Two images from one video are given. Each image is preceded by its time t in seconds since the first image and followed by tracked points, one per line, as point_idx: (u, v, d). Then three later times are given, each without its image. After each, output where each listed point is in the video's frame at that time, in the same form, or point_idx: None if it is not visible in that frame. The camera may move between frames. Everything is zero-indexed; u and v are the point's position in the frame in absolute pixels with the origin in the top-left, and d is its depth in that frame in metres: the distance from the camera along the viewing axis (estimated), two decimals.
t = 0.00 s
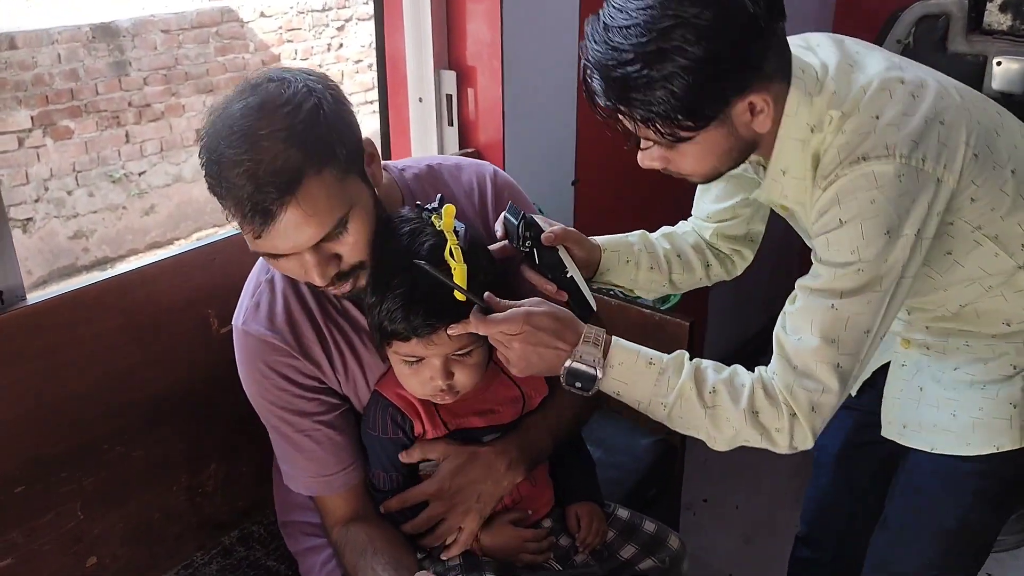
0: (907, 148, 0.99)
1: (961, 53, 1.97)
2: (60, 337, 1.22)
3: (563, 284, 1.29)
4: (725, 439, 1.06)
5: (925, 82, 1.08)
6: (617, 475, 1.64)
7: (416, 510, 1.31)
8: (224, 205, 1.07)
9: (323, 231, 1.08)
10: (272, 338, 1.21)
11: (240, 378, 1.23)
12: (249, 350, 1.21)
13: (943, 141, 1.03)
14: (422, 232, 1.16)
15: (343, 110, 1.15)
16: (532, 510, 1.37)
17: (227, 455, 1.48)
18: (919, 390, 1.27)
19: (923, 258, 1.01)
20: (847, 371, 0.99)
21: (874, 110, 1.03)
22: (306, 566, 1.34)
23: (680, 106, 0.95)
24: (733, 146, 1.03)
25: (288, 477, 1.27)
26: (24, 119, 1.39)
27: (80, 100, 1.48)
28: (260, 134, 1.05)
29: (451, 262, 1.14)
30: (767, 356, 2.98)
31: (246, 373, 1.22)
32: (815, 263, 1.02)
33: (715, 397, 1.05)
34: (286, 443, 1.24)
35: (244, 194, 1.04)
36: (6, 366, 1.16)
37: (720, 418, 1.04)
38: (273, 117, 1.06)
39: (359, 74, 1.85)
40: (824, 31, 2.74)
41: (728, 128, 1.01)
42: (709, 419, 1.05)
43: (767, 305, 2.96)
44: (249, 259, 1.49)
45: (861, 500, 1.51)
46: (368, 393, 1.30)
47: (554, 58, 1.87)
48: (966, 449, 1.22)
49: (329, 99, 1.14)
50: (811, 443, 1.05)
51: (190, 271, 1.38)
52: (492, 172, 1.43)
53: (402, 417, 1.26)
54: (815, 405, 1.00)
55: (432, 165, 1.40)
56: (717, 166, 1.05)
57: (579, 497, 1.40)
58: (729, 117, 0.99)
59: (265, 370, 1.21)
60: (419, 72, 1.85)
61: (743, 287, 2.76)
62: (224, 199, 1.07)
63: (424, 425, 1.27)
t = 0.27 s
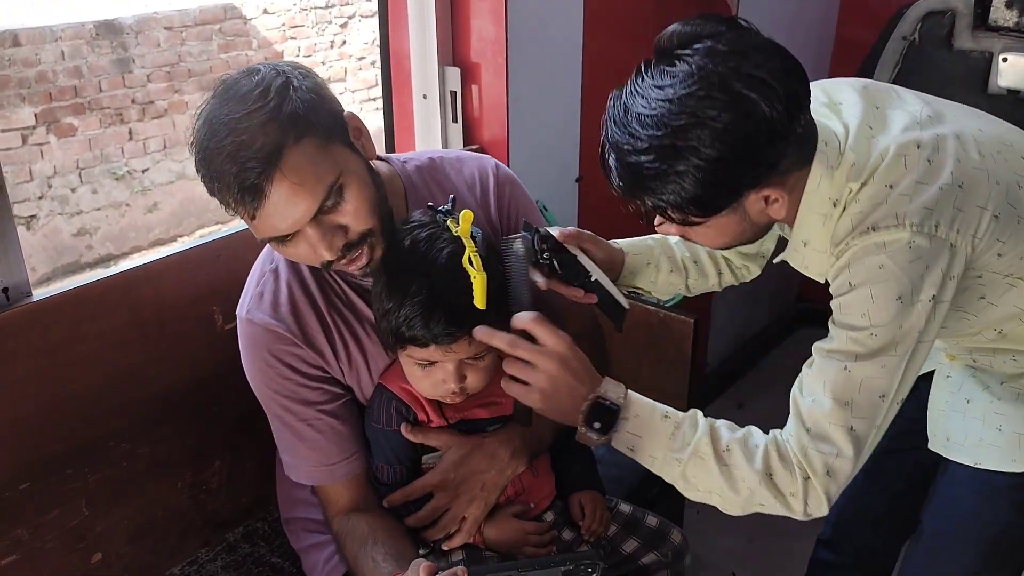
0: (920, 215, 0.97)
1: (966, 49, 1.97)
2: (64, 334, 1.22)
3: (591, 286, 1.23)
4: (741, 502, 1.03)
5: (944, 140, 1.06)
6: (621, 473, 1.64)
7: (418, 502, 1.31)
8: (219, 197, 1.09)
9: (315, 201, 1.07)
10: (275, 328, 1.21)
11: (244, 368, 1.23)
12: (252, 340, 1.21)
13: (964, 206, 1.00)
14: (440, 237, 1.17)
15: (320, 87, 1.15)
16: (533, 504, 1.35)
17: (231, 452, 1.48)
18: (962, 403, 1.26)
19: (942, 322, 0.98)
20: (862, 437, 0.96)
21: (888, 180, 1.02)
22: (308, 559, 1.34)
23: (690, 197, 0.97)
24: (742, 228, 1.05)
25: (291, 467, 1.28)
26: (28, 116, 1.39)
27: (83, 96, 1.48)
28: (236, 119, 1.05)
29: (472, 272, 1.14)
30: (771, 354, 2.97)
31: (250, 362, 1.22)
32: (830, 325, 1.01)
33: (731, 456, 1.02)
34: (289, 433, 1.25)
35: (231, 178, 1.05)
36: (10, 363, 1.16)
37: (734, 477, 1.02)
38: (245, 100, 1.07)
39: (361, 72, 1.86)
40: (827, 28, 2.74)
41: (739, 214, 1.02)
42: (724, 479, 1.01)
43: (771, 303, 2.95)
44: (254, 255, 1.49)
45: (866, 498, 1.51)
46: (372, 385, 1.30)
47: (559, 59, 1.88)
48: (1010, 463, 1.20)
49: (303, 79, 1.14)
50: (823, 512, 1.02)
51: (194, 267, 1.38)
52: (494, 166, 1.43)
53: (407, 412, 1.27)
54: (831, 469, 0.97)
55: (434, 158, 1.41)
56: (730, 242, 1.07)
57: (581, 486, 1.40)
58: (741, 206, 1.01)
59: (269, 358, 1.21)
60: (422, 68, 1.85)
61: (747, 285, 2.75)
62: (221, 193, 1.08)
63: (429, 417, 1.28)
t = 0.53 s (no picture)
0: (931, 240, 0.96)
1: (968, 47, 1.97)
2: (67, 330, 1.22)
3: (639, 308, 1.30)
4: (748, 531, 1.04)
5: (962, 164, 1.05)
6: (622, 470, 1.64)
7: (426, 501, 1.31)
8: (230, 199, 1.08)
9: (327, 200, 1.08)
10: (284, 326, 1.21)
11: (253, 366, 1.23)
12: (260, 339, 1.21)
13: (981, 231, 0.98)
14: (467, 240, 1.17)
15: (328, 86, 1.15)
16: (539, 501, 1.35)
17: (233, 449, 1.48)
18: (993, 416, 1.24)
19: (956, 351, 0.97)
20: (870, 465, 0.96)
21: (900, 205, 1.01)
22: (312, 557, 1.34)
23: (688, 256, 0.99)
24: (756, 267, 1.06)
25: (298, 465, 1.28)
26: (30, 114, 1.39)
27: (84, 95, 1.47)
28: (247, 119, 1.05)
29: (504, 272, 1.15)
30: (772, 352, 2.97)
31: (257, 360, 1.22)
32: (841, 354, 1.01)
33: (732, 487, 1.04)
34: (297, 432, 1.25)
35: (242, 179, 1.05)
36: (13, 360, 1.16)
37: (739, 506, 1.03)
38: (256, 100, 1.06)
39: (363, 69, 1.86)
40: (829, 26, 2.74)
41: (742, 260, 1.03)
42: (726, 508, 1.03)
43: (772, 301, 2.95)
44: (257, 253, 1.49)
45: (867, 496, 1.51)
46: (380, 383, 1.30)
47: (562, 58, 1.88)
48: None
49: (311, 77, 1.14)
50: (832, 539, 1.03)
51: (196, 264, 1.39)
52: (501, 163, 1.43)
53: (414, 411, 1.26)
54: (837, 495, 0.97)
55: (442, 155, 1.40)
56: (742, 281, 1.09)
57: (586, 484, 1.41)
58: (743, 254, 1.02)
59: (276, 357, 1.22)
60: (423, 67, 1.85)
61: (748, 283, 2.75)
62: (232, 194, 1.07)
63: (441, 416, 1.27)
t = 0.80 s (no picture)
0: (935, 241, 0.96)
1: (969, 45, 1.97)
2: (69, 328, 1.23)
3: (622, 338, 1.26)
4: (771, 539, 1.03)
5: (968, 166, 1.05)
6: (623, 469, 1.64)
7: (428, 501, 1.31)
8: (235, 197, 1.08)
9: (333, 198, 1.08)
10: (287, 326, 1.21)
11: (256, 366, 1.24)
12: (264, 338, 1.22)
13: (988, 233, 0.98)
14: (487, 246, 1.17)
15: (332, 84, 1.15)
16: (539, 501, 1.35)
17: (235, 447, 1.48)
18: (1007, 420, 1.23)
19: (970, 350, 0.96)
20: (889, 469, 0.96)
21: (905, 207, 1.01)
22: (313, 556, 1.35)
23: (687, 267, 1.00)
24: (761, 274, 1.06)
25: (300, 464, 1.28)
26: (32, 112, 1.39)
27: (87, 92, 1.48)
28: (253, 118, 1.05)
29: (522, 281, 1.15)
30: (773, 350, 2.97)
31: (260, 359, 1.23)
32: (850, 357, 1.01)
33: (755, 492, 1.04)
34: (300, 431, 1.25)
35: (247, 178, 1.05)
36: (15, 357, 1.17)
37: (762, 512, 1.03)
38: (261, 100, 1.07)
39: (364, 67, 1.86)
40: (831, 25, 2.74)
41: (743, 268, 1.04)
42: (749, 515, 1.03)
43: (773, 299, 2.95)
44: (259, 251, 1.50)
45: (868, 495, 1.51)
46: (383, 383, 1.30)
47: (564, 57, 1.88)
48: None
49: (315, 75, 1.14)
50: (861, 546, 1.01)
51: (198, 262, 1.39)
52: (504, 163, 1.43)
53: (417, 411, 1.26)
54: (857, 501, 0.97)
55: (444, 155, 1.40)
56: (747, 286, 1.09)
57: (586, 483, 1.42)
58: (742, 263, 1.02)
59: (279, 356, 1.22)
60: (425, 65, 1.85)
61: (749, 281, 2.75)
62: (237, 194, 1.08)
63: (443, 417, 1.27)
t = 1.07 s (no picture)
0: (951, 229, 0.96)
1: (972, 45, 1.96)
2: (72, 326, 1.23)
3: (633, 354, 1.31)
4: (828, 538, 1.02)
5: (975, 157, 1.05)
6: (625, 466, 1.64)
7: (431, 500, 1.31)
8: (235, 195, 1.09)
9: (333, 195, 1.08)
10: (289, 325, 1.21)
11: (258, 365, 1.24)
12: (266, 337, 1.22)
13: (1000, 221, 0.98)
14: (495, 249, 1.16)
15: (331, 82, 1.15)
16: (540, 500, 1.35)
17: (237, 444, 1.49)
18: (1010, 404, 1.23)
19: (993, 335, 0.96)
20: (935, 456, 0.95)
21: (917, 198, 1.01)
22: (313, 555, 1.35)
23: (709, 262, 1.00)
24: (774, 272, 1.06)
25: (302, 463, 1.28)
26: (34, 110, 1.38)
27: (88, 91, 1.47)
28: (252, 117, 1.05)
29: (527, 288, 1.13)
30: (775, 349, 2.97)
31: (262, 357, 1.23)
32: (880, 351, 1.01)
33: (805, 492, 1.03)
34: (302, 430, 1.25)
35: (247, 176, 1.05)
36: (18, 355, 1.17)
37: (815, 511, 1.02)
38: (260, 98, 1.06)
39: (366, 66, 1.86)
40: (833, 23, 2.74)
41: (760, 264, 1.03)
42: (804, 517, 1.02)
43: (775, 298, 2.95)
44: (261, 249, 1.50)
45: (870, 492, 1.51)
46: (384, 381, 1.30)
47: (568, 56, 1.89)
48: None
49: (315, 73, 1.14)
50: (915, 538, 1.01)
51: (201, 260, 1.39)
52: (506, 161, 1.43)
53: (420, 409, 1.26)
54: (908, 490, 0.96)
55: (446, 153, 1.40)
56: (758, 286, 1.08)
57: (590, 481, 1.40)
58: (760, 258, 1.02)
59: (281, 354, 1.22)
60: (428, 62, 1.86)
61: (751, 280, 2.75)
62: (238, 193, 1.08)
63: (445, 416, 1.27)
